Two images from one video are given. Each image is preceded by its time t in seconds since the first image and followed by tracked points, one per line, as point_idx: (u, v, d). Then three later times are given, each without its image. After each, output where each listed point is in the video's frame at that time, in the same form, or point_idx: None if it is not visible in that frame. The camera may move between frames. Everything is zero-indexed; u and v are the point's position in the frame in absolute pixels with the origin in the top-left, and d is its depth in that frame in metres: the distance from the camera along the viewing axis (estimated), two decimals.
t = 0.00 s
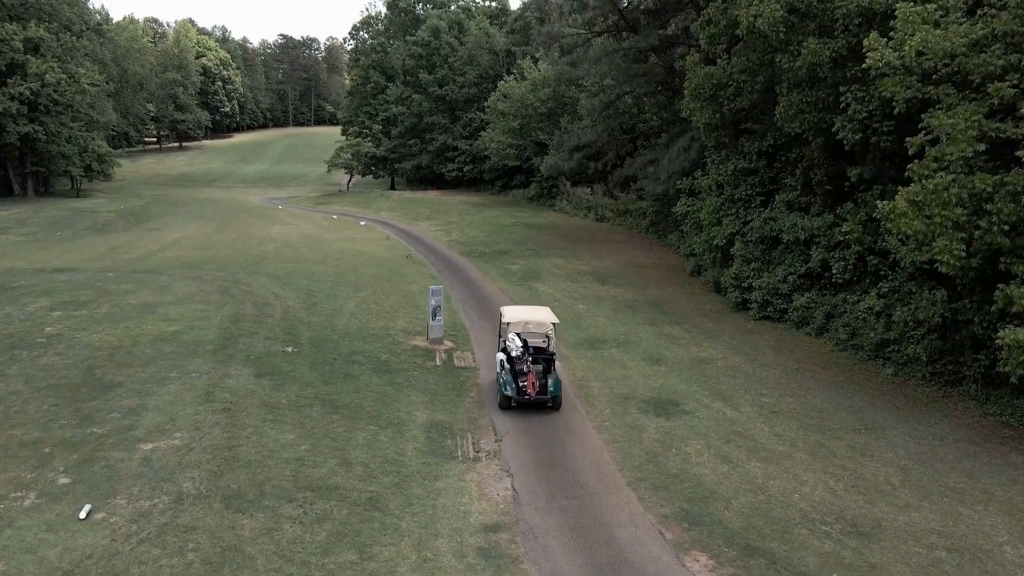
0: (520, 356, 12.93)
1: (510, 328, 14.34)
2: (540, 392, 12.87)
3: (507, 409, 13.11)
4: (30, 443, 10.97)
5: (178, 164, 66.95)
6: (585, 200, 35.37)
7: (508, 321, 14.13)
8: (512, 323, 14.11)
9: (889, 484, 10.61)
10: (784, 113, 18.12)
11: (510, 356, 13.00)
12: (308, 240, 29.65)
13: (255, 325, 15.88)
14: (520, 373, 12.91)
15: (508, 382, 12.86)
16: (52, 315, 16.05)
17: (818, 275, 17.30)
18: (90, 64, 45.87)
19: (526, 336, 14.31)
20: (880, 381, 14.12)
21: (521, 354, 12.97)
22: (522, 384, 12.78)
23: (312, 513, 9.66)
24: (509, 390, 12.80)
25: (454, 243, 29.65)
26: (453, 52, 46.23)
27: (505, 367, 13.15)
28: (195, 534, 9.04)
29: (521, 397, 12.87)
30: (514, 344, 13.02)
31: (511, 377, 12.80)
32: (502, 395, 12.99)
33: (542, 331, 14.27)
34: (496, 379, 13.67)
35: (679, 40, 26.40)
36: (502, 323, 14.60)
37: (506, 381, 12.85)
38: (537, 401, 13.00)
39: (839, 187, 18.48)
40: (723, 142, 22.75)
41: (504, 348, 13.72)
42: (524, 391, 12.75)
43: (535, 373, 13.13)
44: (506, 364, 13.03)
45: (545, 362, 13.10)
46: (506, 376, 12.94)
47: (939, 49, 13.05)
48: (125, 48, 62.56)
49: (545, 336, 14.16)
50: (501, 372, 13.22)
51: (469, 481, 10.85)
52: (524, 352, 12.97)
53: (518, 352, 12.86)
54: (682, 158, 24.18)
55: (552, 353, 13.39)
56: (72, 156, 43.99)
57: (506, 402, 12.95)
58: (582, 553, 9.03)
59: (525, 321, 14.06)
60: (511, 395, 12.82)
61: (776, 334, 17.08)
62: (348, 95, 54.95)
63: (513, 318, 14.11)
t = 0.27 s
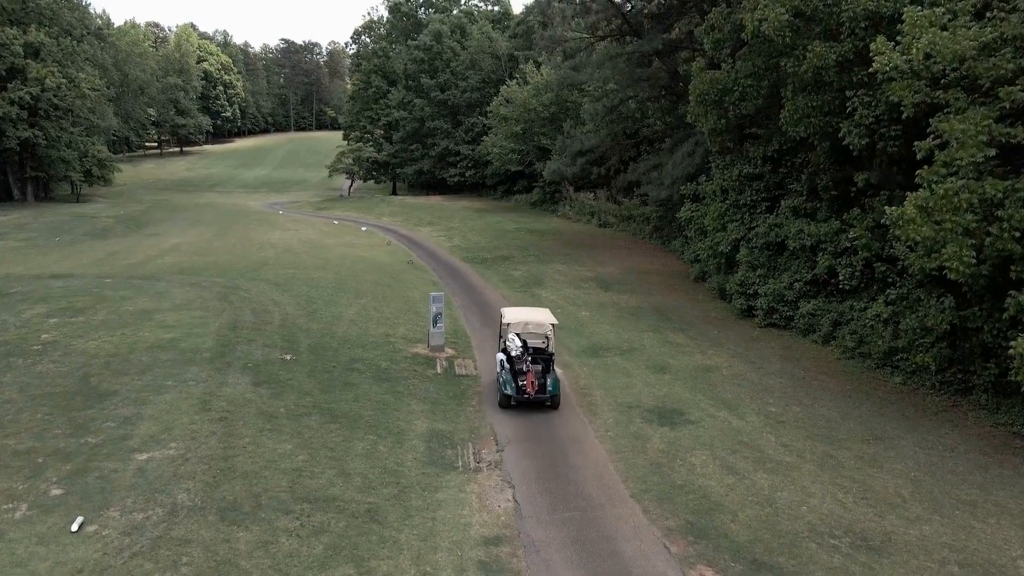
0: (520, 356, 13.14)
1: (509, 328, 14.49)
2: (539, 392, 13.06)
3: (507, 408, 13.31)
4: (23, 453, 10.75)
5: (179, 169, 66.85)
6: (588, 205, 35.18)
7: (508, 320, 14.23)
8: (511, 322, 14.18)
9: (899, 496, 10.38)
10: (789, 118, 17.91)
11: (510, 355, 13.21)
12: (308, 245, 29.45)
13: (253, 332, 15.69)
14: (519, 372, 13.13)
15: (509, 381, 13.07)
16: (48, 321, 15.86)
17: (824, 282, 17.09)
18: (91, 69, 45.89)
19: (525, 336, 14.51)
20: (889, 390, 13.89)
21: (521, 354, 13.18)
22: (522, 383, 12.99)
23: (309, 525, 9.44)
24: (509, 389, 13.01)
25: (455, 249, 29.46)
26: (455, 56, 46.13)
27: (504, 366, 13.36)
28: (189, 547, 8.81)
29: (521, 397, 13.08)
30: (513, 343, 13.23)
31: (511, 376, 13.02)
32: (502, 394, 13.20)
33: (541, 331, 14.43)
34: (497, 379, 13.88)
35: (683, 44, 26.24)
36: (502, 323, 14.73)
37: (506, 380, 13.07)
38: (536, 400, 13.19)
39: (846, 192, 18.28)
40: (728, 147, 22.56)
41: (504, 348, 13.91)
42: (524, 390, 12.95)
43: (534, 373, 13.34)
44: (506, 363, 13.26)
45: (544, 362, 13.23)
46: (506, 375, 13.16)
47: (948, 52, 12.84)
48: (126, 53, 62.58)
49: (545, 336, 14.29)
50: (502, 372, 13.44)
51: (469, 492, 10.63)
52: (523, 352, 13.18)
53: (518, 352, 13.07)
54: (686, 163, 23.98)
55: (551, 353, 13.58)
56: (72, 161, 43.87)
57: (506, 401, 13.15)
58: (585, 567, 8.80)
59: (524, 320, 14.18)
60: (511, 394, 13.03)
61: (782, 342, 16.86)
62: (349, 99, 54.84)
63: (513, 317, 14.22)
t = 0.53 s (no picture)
0: (520, 355, 13.36)
1: (508, 329, 14.57)
2: (537, 390, 13.34)
3: (505, 405, 13.57)
4: (10, 466, 10.43)
5: (180, 173, 66.62)
6: (592, 210, 34.89)
7: (507, 322, 14.30)
8: (510, 323, 14.23)
9: (913, 512, 10.04)
10: (796, 122, 17.60)
11: (509, 354, 13.43)
12: (308, 252, 29.15)
13: (250, 341, 15.40)
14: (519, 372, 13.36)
15: (508, 380, 13.32)
16: (41, 330, 15.57)
17: (833, 290, 16.79)
18: (90, 74, 45.77)
19: (524, 337, 14.53)
20: (900, 401, 13.56)
21: (520, 353, 13.40)
22: (521, 382, 13.26)
23: (304, 543, 9.12)
24: (508, 388, 13.26)
25: (457, 255, 29.15)
26: (457, 60, 45.92)
27: (504, 365, 13.58)
28: (179, 566, 8.48)
29: (520, 395, 13.34)
30: (513, 343, 13.44)
31: (510, 375, 13.27)
32: (501, 392, 13.45)
33: (540, 332, 14.45)
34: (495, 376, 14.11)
35: (688, 47, 25.98)
36: (502, 323, 14.81)
37: (505, 378, 13.32)
38: (534, 399, 13.45)
39: (854, 198, 17.97)
40: (733, 152, 22.26)
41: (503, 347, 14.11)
42: (523, 389, 13.22)
43: (533, 372, 13.58)
44: (506, 361, 13.48)
45: (542, 361, 13.42)
46: (505, 374, 13.40)
47: (960, 55, 12.53)
48: (127, 57, 62.54)
49: (543, 337, 14.32)
50: (500, 370, 13.67)
51: (470, 507, 10.30)
52: (523, 351, 13.39)
53: (518, 351, 13.29)
54: (691, 168, 23.69)
55: (551, 351, 13.79)
56: (72, 166, 43.65)
57: (505, 399, 13.41)
58: None
59: (523, 321, 14.23)
60: (511, 393, 13.28)
61: (790, 351, 16.54)
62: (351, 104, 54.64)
63: (512, 318, 14.31)
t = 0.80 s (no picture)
0: (519, 354, 13.74)
1: (506, 330, 14.67)
2: (535, 389, 13.64)
3: (504, 404, 13.83)
4: None
5: (181, 178, 66.38)
6: (596, 215, 34.53)
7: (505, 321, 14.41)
8: (508, 323, 14.35)
9: (930, 532, 9.65)
10: (804, 125, 17.21)
11: (507, 354, 13.78)
12: (308, 258, 28.82)
13: (245, 350, 15.06)
14: (517, 370, 13.70)
15: (506, 378, 13.64)
16: (32, 338, 15.23)
17: (842, 298, 16.43)
18: (90, 78, 45.70)
19: (522, 336, 14.60)
20: (913, 413, 13.17)
21: (518, 352, 13.76)
22: (519, 380, 13.59)
23: (296, 564, 8.72)
24: (507, 385, 13.57)
25: (459, 261, 28.80)
26: (459, 64, 45.65)
27: (502, 364, 13.91)
28: None
29: (518, 393, 13.63)
30: (512, 342, 13.82)
31: (509, 373, 13.59)
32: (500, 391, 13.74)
33: (538, 332, 14.51)
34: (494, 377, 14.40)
35: (693, 50, 25.66)
36: (500, 324, 14.92)
37: (504, 377, 13.64)
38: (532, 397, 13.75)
39: (864, 204, 17.59)
40: (739, 157, 21.91)
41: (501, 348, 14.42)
42: (521, 387, 13.54)
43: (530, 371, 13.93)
44: (504, 360, 13.82)
45: (539, 359, 13.76)
46: (503, 373, 13.72)
47: (973, 57, 12.14)
48: (127, 61, 62.64)
49: (540, 336, 14.32)
50: (499, 370, 14.00)
51: (469, 525, 9.91)
52: (521, 350, 13.75)
53: (516, 350, 13.65)
54: (696, 173, 23.34)
55: (548, 351, 14.15)
56: (71, 170, 43.50)
57: (503, 397, 13.69)
58: None
59: (521, 320, 14.30)
60: (510, 391, 13.58)
61: (798, 360, 16.17)
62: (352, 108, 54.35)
63: (509, 318, 14.43)
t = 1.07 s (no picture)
0: (517, 354, 13.86)
1: (505, 330, 15.06)
2: (533, 388, 13.76)
3: (502, 404, 13.93)
4: None
5: (181, 180, 66.09)
6: (598, 219, 34.20)
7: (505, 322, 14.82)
8: (507, 323, 14.77)
9: (945, 548, 9.30)
10: (810, 127, 16.85)
11: (506, 354, 13.94)
12: (307, 263, 28.50)
13: (241, 357, 14.73)
14: (515, 370, 13.81)
15: (505, 378, 13.77)
16: (23, 345, 14.92)
17: (850, 304, 16.11)
18: (90, 81, 45.76)
19: (520, 336, 14.98)
20: (925, 422, 12.83)
21: (516, 352, 13.94)
22: (517, 379, 13.71)
23: None
24: (505, 384, 13.69)
25: (460, 265, 28.47)
26: (461, 65, 45.39)
27: (500, 365, 14.08)
28: None
29: (517, 393, 13.75)
30: (510, 342, 13.99)
31: (507, 372, 13.74)
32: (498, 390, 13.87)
33: (536, 332, 14.92)
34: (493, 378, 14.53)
35: (697, 52, 25.37)
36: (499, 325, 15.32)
37: (502, 376, 13.78)
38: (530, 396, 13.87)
39: (872, 207, 17.27)
40: (744, 159, 21.59)
41: (500, 348, 14.59)
42: (519, 386, 13.66)
43: (529, 370, 14.03)
44: (503, 360, 13.99)
45: (537, 359, 13.91)
46: (502, 372, 13.87)
47: (987, 57, 11.79)
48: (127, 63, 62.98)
49: (539, 336, 14.79)
50: (497, 370, 14.16)
51: (468, 541, 9.56)
52: (520, 350, 13.92)
53: (515, 350, 13.82)
54: (701, 176, 23.01)
55: (546, 351, 14.33)
56: (70, 173, 43.42)
57: (501, 397, 13.82)
58: None
59: (520, 320, 14.69)
60: (508, 390, 13.69)
61: (806, 367, 15.82)
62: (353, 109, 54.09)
63: (509, 318, 14.82)
